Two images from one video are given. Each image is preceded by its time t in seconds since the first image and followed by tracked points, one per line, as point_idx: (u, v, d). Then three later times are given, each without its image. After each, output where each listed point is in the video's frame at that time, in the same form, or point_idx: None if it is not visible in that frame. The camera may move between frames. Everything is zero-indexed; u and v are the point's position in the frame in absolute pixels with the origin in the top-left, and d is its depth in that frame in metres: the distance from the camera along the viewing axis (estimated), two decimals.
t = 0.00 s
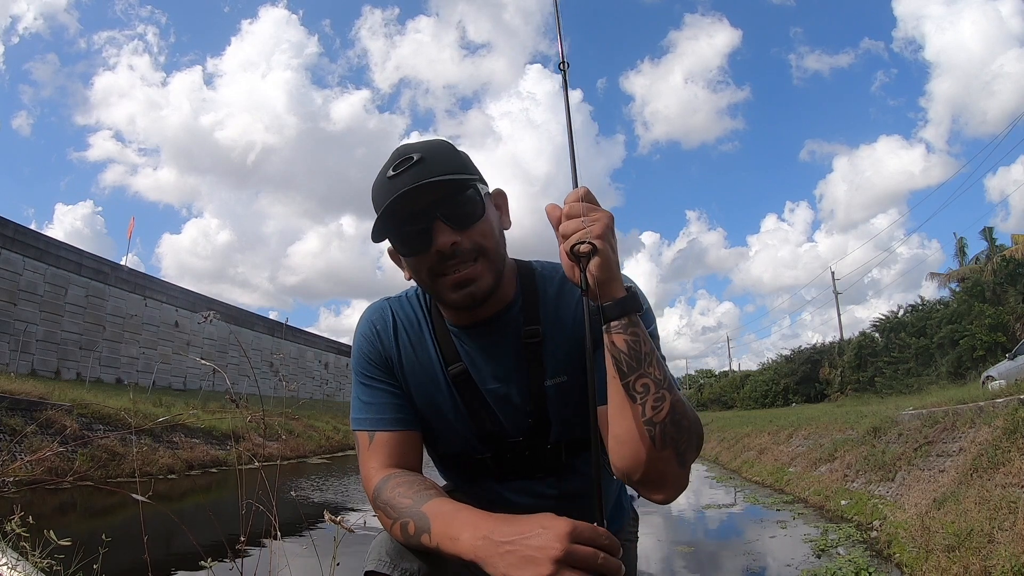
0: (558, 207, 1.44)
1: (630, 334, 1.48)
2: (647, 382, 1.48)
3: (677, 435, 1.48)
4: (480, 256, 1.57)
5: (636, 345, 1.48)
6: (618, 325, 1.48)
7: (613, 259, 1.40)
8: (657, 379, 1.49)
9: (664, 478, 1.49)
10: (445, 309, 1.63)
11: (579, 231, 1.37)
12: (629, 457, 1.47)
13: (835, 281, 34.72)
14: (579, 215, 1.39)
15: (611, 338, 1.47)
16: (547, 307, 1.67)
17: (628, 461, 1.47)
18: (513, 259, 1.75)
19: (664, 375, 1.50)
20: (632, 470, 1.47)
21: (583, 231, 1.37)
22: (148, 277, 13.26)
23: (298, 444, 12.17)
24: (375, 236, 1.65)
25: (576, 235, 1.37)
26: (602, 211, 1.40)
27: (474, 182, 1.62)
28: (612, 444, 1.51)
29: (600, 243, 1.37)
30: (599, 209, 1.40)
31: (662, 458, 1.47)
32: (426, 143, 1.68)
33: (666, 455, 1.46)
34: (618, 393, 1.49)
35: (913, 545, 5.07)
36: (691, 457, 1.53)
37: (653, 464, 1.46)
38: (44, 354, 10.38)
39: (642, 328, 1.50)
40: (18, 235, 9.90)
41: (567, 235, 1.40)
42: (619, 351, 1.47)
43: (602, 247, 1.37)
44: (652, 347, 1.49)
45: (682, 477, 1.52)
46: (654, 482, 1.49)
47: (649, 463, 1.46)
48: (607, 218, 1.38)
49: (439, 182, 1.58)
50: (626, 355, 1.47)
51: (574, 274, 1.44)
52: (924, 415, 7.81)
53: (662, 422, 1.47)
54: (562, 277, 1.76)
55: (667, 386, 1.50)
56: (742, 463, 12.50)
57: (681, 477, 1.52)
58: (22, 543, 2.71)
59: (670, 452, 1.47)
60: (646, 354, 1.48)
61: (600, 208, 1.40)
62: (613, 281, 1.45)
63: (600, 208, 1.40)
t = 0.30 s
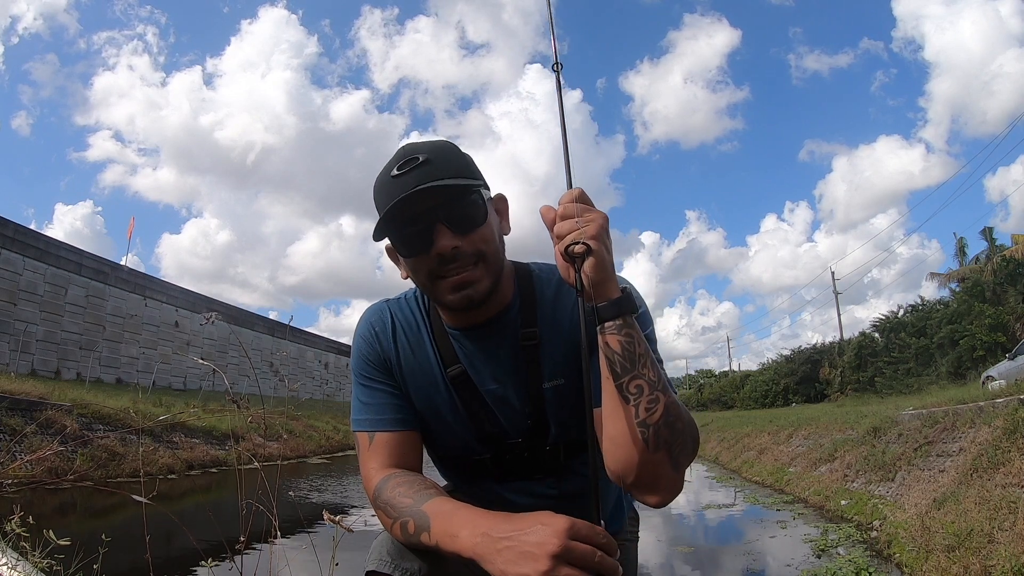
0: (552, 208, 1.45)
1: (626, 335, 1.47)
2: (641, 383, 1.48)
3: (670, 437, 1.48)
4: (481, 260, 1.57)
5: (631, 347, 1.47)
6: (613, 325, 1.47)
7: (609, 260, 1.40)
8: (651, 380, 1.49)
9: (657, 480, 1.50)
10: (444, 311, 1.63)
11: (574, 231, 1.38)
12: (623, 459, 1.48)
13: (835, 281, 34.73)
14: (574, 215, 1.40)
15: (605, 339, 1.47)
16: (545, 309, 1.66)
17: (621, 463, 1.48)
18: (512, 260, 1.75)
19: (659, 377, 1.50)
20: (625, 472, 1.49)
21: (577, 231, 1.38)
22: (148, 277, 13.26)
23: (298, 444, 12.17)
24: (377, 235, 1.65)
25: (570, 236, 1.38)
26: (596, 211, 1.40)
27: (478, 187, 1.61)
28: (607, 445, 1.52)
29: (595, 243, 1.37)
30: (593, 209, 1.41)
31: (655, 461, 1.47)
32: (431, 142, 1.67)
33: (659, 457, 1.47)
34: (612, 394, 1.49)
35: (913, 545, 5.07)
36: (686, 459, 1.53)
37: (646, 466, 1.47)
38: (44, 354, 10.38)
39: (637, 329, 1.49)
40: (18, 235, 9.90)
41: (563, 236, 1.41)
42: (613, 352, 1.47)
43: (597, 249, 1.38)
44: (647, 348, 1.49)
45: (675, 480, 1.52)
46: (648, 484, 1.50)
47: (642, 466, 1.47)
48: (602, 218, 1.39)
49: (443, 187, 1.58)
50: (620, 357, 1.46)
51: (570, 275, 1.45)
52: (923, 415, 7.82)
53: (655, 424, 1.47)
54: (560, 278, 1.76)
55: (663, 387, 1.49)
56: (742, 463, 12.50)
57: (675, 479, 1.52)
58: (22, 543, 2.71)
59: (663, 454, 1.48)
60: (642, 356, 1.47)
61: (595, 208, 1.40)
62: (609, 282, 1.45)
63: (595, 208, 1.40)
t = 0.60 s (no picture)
0: (533, 201, 1.45)
1: (612, 332, 1.47)
2: (629, 381, 1.48)
3: (661, 435, 1.48)
4: (468, 279, 1.54)
5: (617, 343, 1.47)
6: (597, 322, 1.47)
7: (591, 253, 1.40)
8: (640, 377, 1.49)
9: (650, 479, 1.49)
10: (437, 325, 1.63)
11: (554, 226, 1.38)
12: (611, 459, 1.47)
13: (835, 281, 34.73)
14: (555, 208, 1.40)
15: (591, 336, 1.47)
16: (540, 311, 1.67)
17: (611, 463, 1.47)
18: (507, 262, 1.74)
19: (648, 373, 1.50)
20: (616, 472, 1.48)
21: (558, 225, 1.38)
22: (148, 277, 13.26)
23: (298, 444, 12.17)
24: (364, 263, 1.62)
25: (551, 230, 1.38)
26: (578, 204, 1.40)
27: (459, 204, 1.54)
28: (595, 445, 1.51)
29: (576, 236, 1.37)
30: (575, 202, 1.41)
31: (646, 459, 1.47)
32: (406, 157, 1.60)
33: (650, 456, 1.46)
34: (599, 393, 1.48)
35: (913, 545, 5.07)
36: (678, 458, 1.52)
37: (637, 465, 1.46)
38: (44, 354, 10.38)
39: (624, 325, 1.49)
40: (18, 235, 9.89)
41: (543, 229, 1.42)
42: (599, 350, 1.47)
43: (577, 240, 1.38)
44: (634, 345, 1.49)
45: (668, 477, 1.51)
46: (639, 483, 1.49)
47: (633, 465, 1.46)
48: (583, 210, 1.39)
49: (420, 214, 1.51)
50: (607, 354, 1.46)
51: (552, 269, 1.45)
52: (923, 415, 7.82)
53: (645, 422, 1.46)
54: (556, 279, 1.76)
55: (651, 384, 1.50)
56: (742, 463, 12.51)
57: (667, 477, 1.52)
58: (21, 543, 2.71)
59: (655, 453, 1.47)
60: (629, 353, 1.47)
61: (577, 201, 1.41)
62: (592, 276, 1.45)
63: (577, 200, 1.41)
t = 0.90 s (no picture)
0: (527, 199, 1.46)
1: (609, 331, 1.47)
2: (629, 379, 1.48)
3: (662, 431, 1.47)
4: (473, 292, 1.54)
5: (615, 341, 1.47)
6: (594, 321, 1.48)
7: (585, 252, 1.41)
8: (639, 375, 1.49)
9: (651, 475, 1.49)
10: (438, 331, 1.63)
11: (548, 224, 1.39)
12: (612, 457, 1.47)
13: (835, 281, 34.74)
14: (548, 207, 1.41)
15: (588, 336, 1.47)
16: (539, 310, 1.67)
17: (613, 461, 1.47)
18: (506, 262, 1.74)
19: (647, 370, 1.50)
20: (618, 469, 1.47)
21: (551, 224, 1.39)
22: (148, 277, 13.25)
23: (298, 444, 12.18)
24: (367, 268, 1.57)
25: (544, 229, 1.39)
26: (572, 203, 1.41)
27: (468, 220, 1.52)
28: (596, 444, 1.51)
29: (569, 235, 1.38)
30: (569, 201, 1.42)
31: (648, 456, 1.46)
32: (415, 162, 1.57)
33: (652, 453, 1.46)
34: (599, 392, 1.48)
35: (913, 545, 5.06)
36: (679, 453, 1.52)
37: (639, 462, 1.46)
38: (44, 354, 10.38)
39: (620, 323, 1.50)
40: (18, 235, 9.89)
41: (537, 227, 1.43)
42: (598, 349, 1.47)
43: (571, 239, 1.39)
44: (632, 343, 1.49)
45: (670, 472, 1.51)
46: (641, 480, 1.49)
47: (634, 461, 1.45)
48: (576, 208, 1.40)
49: (432, 230, 1.48)
50: (605, 353, 1.47)
51: (546, 268, 1.46)
52: (923, 415, 7.83)
53: (645, 419, 1.46)
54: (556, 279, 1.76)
55: (650, 381, 1.50)
56: (742, 463, 12.50)
57: (669, 473, 1.51)
58: (21, 543, 2.71)
59: (656, 449, 1.47)
60: (627, 351, 1.48)
61: (571, 200, 1.42)
62: (587, 274, 1.46)
63: (571, 199, 1.42)
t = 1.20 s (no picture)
0: (555, 212, 1.46)
1: (630, 337, 1.47)
2: (646, 384, 1.49)
3: (676, 436, 1.50)
4: (486, 298, 1.53)
5: (635, 348, 1.47)
6: (616, 327, 1.47)
7: (610, 262, 1.41)
8: (657, 381, 1.50)
9: (666, 479, 1.51)
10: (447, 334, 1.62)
11: (576, 235, 1.39)
12: (629, 461, 1.49)
13: (835, 281, 34.74)
14: (577, 219, 1.41)
15: (609, 341, 1.47)
16: (546, 313, 1.66)
17: (630, 465, 1.49)
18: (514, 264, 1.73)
19: (665, 376, 1.51)
20: (634, 472, 1.49)
21: (580, 234, 1.39)
22: (148, 277, 13.25)
23: (298, 444, 12.18)
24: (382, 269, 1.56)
25: (573, 239, 1.38)
26: (599, 216, 1.41)
27: (489, 229, 1.52)
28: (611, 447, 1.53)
29: (597, 246, 1.38)
30: (596, 213, 1.42)
31: (663, 460, 1.49)
32: (437, 166, 1.55)
33: (666, 457, 1.48)
34: (617, 396, 1.49)
35: (913, 545, 5.07)
36: (692, 457, 1.54)
37: (655, 465, 1.48)
38: (44, 354, 10.38)
39: (641, 330, 1.49)
40: (18, 235, 9.88)
41: (566, 239, 1.42)
42: (618, 354, 1.47)
43: (599, 251, 1.39)
44: (651, 349, 1.50)
45: (684, 477, 1.53)
46: (654, 484, 1.52)
47: (649, 465, 1.48)
48: (604, 221, 1.40)
49: (453, 237, 1.48)
50: (624, 359, 1.46)
51: (572, 278, 1.45)
52: (923, 415, 7.83)
53: (662, 424, 1.48)
54: (563, 281, 1.75)
55: (668, 387, 1.51)
56: (742, 463, 12.50)
57: (683, 477, 1.54)
58: (22, 543, 2.71)
59: (670, 454, 1.49)
60: (646, 357, 1.48)
61: (598, 213, 1.42)
62: (611, 283, 1.46)
63: (598, 212, 1.42)
